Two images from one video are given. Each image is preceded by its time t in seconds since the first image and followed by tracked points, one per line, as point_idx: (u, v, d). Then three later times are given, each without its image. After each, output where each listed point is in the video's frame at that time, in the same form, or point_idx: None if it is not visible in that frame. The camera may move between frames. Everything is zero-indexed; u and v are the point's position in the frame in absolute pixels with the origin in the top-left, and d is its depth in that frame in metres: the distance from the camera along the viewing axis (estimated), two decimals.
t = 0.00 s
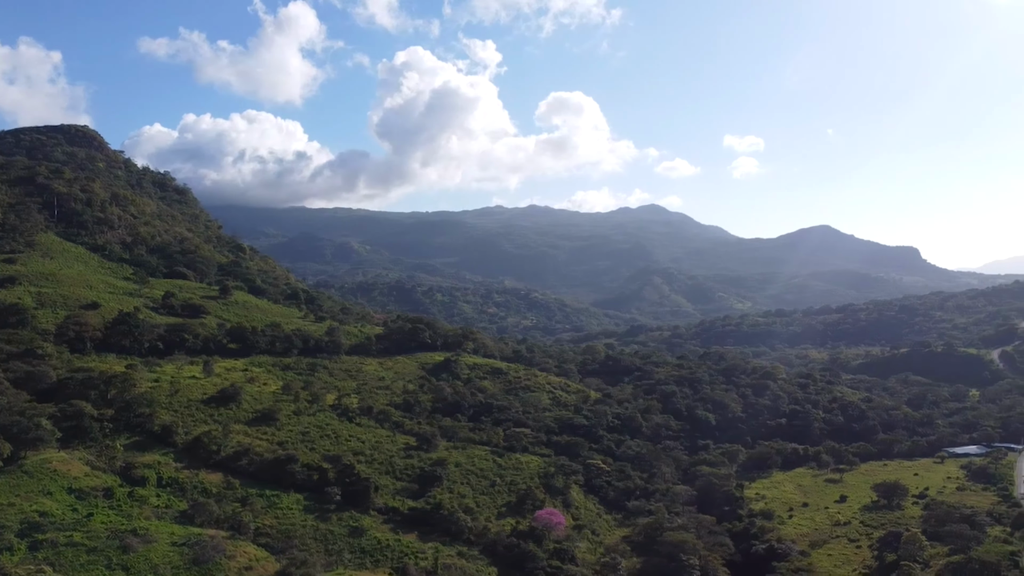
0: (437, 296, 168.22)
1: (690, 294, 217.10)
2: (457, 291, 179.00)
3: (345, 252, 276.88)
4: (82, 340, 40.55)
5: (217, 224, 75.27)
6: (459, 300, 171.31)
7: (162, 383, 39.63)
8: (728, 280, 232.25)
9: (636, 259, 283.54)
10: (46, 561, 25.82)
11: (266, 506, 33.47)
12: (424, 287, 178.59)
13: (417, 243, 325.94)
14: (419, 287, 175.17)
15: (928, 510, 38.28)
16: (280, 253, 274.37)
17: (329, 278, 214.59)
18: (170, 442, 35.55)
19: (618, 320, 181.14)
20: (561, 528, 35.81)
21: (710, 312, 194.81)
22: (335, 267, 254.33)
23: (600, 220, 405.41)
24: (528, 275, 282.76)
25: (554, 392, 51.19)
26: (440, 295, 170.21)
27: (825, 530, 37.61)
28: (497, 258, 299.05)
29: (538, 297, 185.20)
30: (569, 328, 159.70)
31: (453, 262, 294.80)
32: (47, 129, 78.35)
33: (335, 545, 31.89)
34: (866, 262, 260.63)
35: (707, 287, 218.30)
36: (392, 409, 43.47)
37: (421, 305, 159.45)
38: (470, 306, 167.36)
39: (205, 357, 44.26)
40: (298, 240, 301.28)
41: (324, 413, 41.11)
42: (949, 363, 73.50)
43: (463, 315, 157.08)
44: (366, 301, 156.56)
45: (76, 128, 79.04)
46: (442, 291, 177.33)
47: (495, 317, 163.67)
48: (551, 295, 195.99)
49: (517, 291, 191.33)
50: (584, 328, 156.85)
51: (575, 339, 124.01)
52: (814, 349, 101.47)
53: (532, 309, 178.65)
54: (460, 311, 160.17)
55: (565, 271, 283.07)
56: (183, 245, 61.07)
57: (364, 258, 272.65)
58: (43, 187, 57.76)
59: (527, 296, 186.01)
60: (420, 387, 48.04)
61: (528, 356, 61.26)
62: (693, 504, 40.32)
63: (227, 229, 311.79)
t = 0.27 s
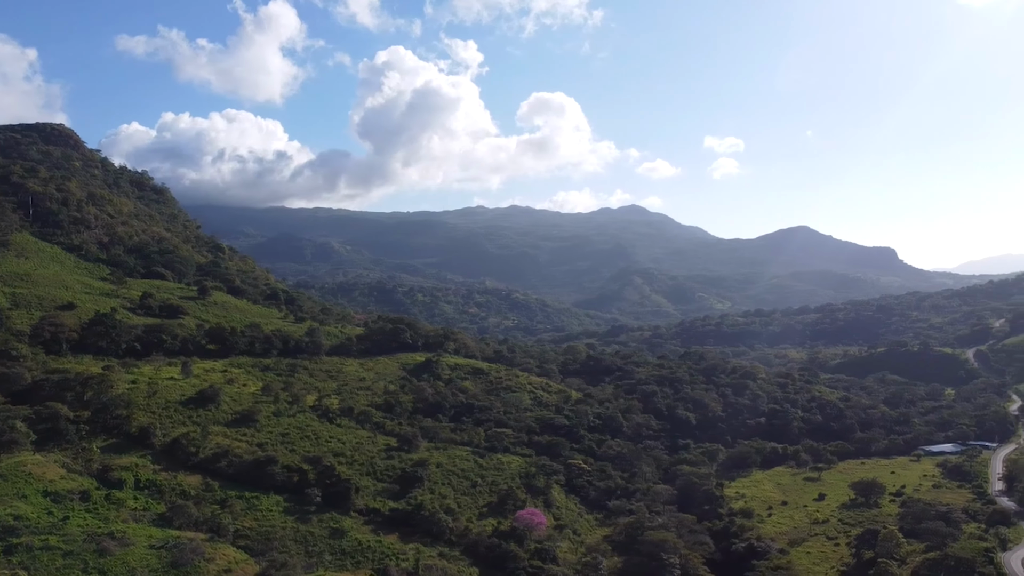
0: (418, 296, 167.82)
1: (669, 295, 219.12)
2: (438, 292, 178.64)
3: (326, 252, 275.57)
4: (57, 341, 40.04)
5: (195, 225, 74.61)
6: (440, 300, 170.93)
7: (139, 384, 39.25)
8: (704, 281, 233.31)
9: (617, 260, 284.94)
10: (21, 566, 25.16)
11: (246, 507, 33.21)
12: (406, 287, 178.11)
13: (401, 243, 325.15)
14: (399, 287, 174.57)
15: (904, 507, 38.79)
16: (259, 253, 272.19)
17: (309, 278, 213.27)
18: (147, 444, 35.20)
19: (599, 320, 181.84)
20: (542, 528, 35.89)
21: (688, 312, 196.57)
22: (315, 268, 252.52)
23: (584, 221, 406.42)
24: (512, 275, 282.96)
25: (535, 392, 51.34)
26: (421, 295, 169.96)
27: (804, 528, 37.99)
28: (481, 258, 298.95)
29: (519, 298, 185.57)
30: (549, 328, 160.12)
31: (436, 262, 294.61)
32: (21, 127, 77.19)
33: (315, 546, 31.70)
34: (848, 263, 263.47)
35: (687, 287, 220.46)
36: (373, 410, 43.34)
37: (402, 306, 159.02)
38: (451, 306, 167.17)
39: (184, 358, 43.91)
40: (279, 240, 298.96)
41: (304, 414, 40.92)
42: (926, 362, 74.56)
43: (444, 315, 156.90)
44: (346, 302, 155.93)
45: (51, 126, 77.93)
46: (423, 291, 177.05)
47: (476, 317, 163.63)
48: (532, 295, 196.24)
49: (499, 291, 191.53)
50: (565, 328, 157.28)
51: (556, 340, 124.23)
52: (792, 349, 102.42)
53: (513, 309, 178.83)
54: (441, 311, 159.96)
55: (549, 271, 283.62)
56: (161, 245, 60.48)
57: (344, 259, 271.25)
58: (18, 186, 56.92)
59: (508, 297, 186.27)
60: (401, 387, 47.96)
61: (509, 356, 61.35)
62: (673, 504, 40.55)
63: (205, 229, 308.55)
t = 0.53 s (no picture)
0: (399, 297, 167.42)
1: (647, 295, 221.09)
2: (418, 292, 178.23)
3: (306, 252, 274.16)
4: (32, 343, 39.46)
5: (173, 225, 73.94)
6: (421, 300, 170.62)
7: (116, 386, 38.86)
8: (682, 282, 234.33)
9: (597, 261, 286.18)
10: None
11: (225, 510, 32.92)
12: (386, 288, 177.75)
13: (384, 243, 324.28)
14: (379, 287, 173.99)
15: (881, 505, 39.25)
16: (238, 253, 269.94)
17: (289, 278, 211.92)
18: (124, 446, 34.85)
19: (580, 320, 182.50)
20: (523, 528, 35.96)
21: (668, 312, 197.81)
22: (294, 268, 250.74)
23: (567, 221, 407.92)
24: (496, 275, 283.11)
25: (516, 392, 51.48)
26: (402, 295, 169.65)
27: (782, 526, 38.37)
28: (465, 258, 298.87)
29: (500, 298, 185.93)
30: (530, 329, 160.51)
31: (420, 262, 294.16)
32: None
33: (295, 548, 31.47)
34: (829, 263, 266.15)
35: (665, 287, 222.42)
36: (354, 410, 43.19)
37: (383, 306, 158.60)
38: (432, 306, 166.95)
39: (162, 359, 43.55)
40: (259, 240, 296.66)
41: (284, 416, 40.71)
42: (903, 361, 75.53)
43: (425, 315, 156.76)
44: (326, 302, 155.31)
45: (25, 124, 76.84)
46: (405, 291, 176.74)
47: (457, 317, 163.58)
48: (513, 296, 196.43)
49: (480, 291, 191.70)
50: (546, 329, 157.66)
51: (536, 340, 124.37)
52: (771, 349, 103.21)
53: (494, 309, 178.97)
54: (422, 311, 159.75)
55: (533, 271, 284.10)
56: (138, 245, 59.85)
57: (325, 259, 269.77)
58: None
59: (489, 297, 186.51)
60: (381, 388, 47.84)
61: (490, 356, 61.42)
62: (654, 503, 40.75)
63: (183, 229, 305.33)
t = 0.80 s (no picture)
0: (379, 297, 166.93)
1: (628, 295, 222.29)
2: (399, 292, 177.82)
3: (285, 252, 272.20)
4: (6, 343, 38.52)
5: (150, 224, 73.20)
6: (402, 301, 170.21)
7: (93, 388, 38.40)
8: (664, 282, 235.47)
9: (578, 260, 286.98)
10: None
11: (204, 512, 32.59)
12: (366, 288, 177.06)
13: (367, 243, 322.98)
14: (359, 288, 173.30)
15: (858, 503, 39.71)
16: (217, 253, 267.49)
17: (268, 279, 210.42)
18: (101, 449, 34.42)
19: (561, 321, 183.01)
20: (504, 528, 36.00)
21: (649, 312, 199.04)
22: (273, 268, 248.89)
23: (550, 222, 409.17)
24: (479, 275, 283.14)
25: (497, 393, 51.60)
26: (382, 296, 169.27)
27: (762, 525, 38.75)
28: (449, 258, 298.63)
29: (481, 298, 186.16)
30: (511, 329, 160.81)
31: (402, 262, 293.44)
32: None
33: (275, 551, 31.22)
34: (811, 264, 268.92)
35: (645, 287, 223.78)
36: (334, 411, 43.02)
37: (363, 307, 158.10)
38: (413, 307, 166.49)
39: (139, 360, 43.14)
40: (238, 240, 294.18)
41: (263, 417, 40.45)
42: (880, 360, 76.52)
43: (406, 316, 156.51)
44: (306, 302, 154.60)
45: None
46: (385, 291, 176.34)
47: (438, 317, 163.47)
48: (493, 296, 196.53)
49: (460, 291, 191.63)
50: (527, 329, 157.98)
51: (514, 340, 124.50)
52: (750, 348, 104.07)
53: (475, 309, 179.01)
54: (403, 312, 159.45)
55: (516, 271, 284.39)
56: (115, 245, 59.19)
57: (305, 259, 268.18)
58: None
59: (470, 297, 186.63)
60: (362, 389, 47.69)
61: (471, 356, 61.49)
62: (635, 502, 40.96)
63: (161, 229, 301.89)
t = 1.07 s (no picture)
0: (360, 298, 166.32)
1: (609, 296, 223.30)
2: (379, 293, 177.22)
3: (264, 253, 270.21)
4: None
5: (127, 224, 72.41)
6: (382, 301, 169.80)
7: (68, 389, 37.94)
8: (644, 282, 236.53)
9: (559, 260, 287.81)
10: None
11: (182, 514, 32.30)
12: (346, 288, 176.32)
13: (350, 243, 321.58)
14: (339, 288, 172.46)
15: (836, 501, 40.15)
16: (195, 253, 264.90)
17: (246, 279, 208.69)
18: (77, 451, 34.01)
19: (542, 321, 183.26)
20: (486, 529, 36.02)
21: (630, 312, 200.00)
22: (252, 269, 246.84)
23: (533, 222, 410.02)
24: (462, 275, 282.86)
25: (478, 393, 51.64)
26: (362, 296, 168.72)
27: (742, 523, 39.08)
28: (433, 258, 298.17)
29: (462, 298, 186.17)
30: (492, 329, 160.93)
31: (385, 262, 292.62)
32: None
33: (254, 553, 31.00)
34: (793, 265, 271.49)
35: (627, 287, 224.85)
36: (314, 412, 42.82)
37: (342, 307, 157.41)
38: (394, 308, 166.02)
39: (116, 361, 42.68)
40: (218, 240, 291.40)
41: (242, 418, 40.18)
42: (858, 359, 77.36)
43: (386, 316, 156.07)
44: (285, 303, 153.74)
45: None
46: (366, 292, 175.73)
47: (419, 317, 163.21)
48: (475, 296, 196.31)
49: (440, 291, 191.47)
50: (508, 329, 158.10)
51: (493, 340, 124.51)
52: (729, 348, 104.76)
53: (456, 309, 178.87)
54: (384, 312, 159.00)
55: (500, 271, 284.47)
56: (91, 244, 58.49)
57: (285, 260, 266.29)
58: None
59: (452, 297, 186.54)
60: (342, 390, 47.50)
61: (452, 357, 61.45)
62: (616, 502, 41.12)
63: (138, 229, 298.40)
